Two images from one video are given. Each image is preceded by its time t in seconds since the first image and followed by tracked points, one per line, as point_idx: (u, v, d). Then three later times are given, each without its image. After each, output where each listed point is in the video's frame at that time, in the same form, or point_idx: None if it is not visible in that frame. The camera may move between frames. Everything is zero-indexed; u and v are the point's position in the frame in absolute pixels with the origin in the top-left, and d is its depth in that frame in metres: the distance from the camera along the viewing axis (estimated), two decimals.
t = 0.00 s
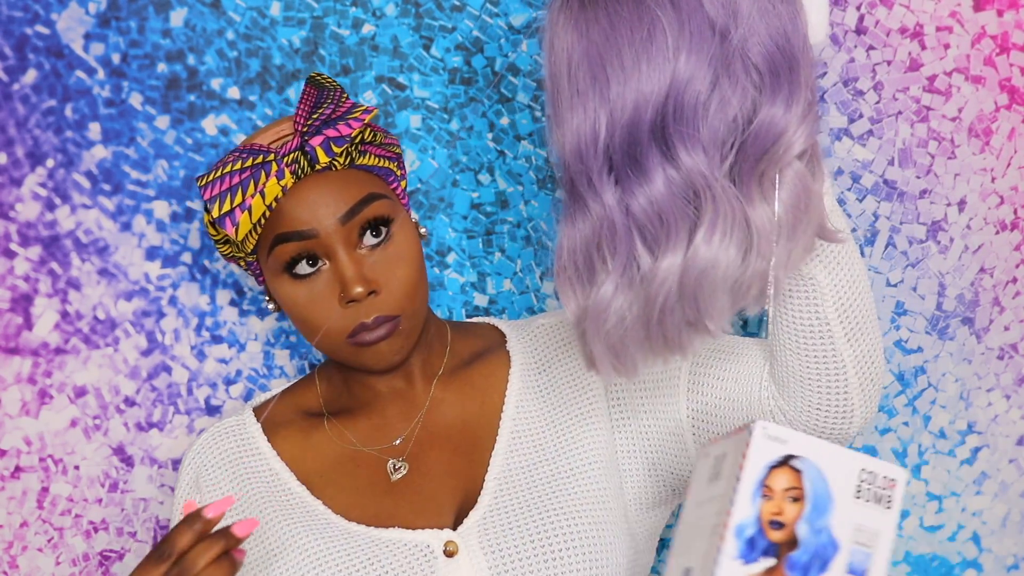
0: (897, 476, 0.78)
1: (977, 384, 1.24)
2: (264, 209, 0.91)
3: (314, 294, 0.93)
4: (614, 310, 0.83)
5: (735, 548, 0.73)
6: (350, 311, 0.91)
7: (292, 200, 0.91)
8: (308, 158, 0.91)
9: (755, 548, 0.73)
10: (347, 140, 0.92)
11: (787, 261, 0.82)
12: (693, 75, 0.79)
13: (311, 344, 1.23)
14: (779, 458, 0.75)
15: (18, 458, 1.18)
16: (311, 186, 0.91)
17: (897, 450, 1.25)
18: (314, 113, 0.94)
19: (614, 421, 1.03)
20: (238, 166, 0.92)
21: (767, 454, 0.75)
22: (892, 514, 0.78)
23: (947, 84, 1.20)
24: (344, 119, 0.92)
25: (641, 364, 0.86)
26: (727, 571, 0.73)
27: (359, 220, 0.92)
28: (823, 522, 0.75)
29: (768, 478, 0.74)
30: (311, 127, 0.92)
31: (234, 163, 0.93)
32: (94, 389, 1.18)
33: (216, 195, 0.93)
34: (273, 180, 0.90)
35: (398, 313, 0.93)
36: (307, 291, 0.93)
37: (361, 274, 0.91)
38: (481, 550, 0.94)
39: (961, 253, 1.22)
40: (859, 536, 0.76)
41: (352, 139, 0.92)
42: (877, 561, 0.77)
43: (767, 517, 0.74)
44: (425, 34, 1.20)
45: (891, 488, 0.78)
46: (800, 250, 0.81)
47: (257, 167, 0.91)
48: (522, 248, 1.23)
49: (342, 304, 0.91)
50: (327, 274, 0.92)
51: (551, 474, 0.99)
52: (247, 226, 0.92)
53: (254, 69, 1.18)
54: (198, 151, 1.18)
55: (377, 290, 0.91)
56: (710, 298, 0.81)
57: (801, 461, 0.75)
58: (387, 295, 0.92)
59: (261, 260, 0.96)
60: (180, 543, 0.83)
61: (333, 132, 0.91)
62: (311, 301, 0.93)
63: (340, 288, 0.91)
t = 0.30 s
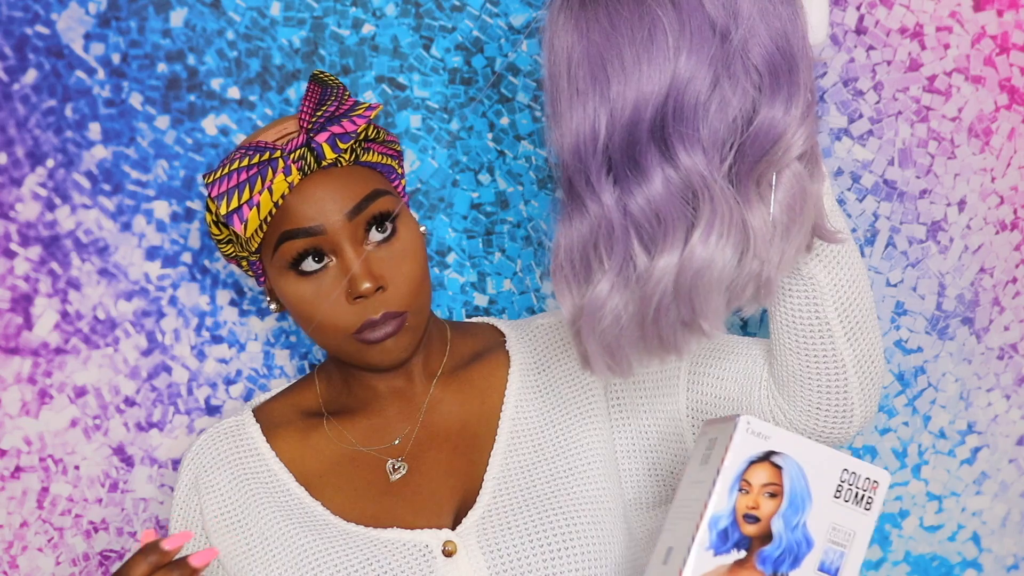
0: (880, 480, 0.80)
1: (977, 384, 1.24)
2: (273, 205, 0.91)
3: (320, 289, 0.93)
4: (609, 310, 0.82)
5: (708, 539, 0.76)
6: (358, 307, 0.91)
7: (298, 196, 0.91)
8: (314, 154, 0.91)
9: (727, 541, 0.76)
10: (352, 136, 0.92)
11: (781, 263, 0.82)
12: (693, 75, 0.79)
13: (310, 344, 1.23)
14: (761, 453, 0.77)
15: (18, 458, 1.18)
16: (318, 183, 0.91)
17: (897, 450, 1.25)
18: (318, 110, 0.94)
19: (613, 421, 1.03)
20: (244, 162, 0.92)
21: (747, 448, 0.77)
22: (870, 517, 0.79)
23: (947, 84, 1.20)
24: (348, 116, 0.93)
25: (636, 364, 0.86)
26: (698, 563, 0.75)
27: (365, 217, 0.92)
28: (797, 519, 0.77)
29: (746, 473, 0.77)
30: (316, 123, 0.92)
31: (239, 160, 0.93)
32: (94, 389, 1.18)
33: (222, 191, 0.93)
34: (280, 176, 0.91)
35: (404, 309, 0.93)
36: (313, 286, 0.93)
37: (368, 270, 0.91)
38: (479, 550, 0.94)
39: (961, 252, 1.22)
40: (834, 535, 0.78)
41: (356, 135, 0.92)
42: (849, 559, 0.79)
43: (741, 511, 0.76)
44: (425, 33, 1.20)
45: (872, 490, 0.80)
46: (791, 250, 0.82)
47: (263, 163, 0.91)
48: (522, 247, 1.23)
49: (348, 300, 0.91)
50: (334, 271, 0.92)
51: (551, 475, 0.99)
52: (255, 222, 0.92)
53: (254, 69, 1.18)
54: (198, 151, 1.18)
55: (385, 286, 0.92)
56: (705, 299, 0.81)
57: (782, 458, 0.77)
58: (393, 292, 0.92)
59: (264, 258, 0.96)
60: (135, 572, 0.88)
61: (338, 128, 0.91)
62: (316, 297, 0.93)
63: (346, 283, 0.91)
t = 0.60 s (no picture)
0: (923, 473, 0.84)
1: (977, 384, 1.24)
2: (261, 207, 0.92)
3: (304, 294, 0.93)
4: (606, 309, 0.83)
5: (761, 553, 0.81)
6: (335, 318, 0.92)
7: (290, 199, 0.91)
8: (309, 160, 0.91)
9: (783, 552, 0.81)
10: (351, 146, 0.91)
11: (798, 264, 0.84)
12: (700, 76, 0.80)
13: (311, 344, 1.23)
14: (803, 460, 0.82)
15: (18, 458, 1.18)
16: (310, 188, 0.91)
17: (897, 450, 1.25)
18: (325, 115, 0.94)
19: (614, 422, 1.04)
20: (237, 161, 0.93)
21: (790, 459, 0.82)
22: (922, 511, 0.84)
23: (947, 84, 1.20)
24: (353, 125, 0.92)
25: (633, 364, 0.86)
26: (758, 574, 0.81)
27: (356, 227, 0.92)
28: (848, 523, 0.82)
29: (792, 482, 0.82)
30: (317, 132, 0.92)
31: (235, 156, 0.94)
32: (94, 389, 1.18)
33: (212, 186, 0.94)
34: (271, 178, 0.91)
35: (383, 325, 0.93)
36: (296, 290, 0.94)
37: (348, 283, 0.91)
38: (479, 550, 0.94)
39: (961, 252, 1.22)
40: (888, 534, 0.83)
41: (356, 146, 0.91)
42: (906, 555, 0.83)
43: (793, 520, 0.81)
44: (425, 34, 1.20)
45: (918, 485, 0.84)
46: (807, 252, 0.84)
47: (256, 164, 0.92)
48: (522, 248, 1.23)
49: (326, 308, 0.92)
50: (317, 279, 0.93)
51: (551, 475, 0.99)
52: (238, 221, 0.93)
53: (254, 69, 1.18)
54: (198, 151, 1.18)
55: (363, 300, 0.92)
56: (705, 301, 0.81)
57: (824, 464, 0.82)
58: (374, 306, 0.92)
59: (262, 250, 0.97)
60: None
61: (338, 138, 0.91)
62: (299, 300, 0.94)
63: (326, 294, 0.92)
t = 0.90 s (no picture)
0: (944, 473, 0.82)
1: (977, 384, 1.24)
2: (269, 207, 0.92)
3: (307, 294, 0.94)
4: (617, 311, 0.83)
5: (795, 557, 0.77)
6: (336, 320, 0.92)
7: (298, 201, 0.92)
8: (319, 164, 0.91)
9: (814, 556, 0.77)
10: (363, 152, 0.91)
11: (810, 266, 0.84)
12: (708, 79, 0.82)
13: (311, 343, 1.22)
14: (828, 462, 0.78)
15: (18, 458, 1.18)
16: (319, 191, 0.92)
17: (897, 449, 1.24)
18: (337, 119, 0.94)
19: (618, 424, 1.04)
20: (247, 161, 0.93)
21: (815, 461, 0.78)
22: (946, 510, 0.82)
23: (947, 84, 1.21)
24: (365, 130, 0.92)
25: (643, 366, 0.85)
26: None
27: (364, 232, 0.92)
28: (876, 524, 0.79)
29: (818, 484, 0.78)
30: (329, 135, 0.92)
31: (245, 156, 0.94)
32: (94, 389, 1.18)
33: (221, 185, 0.94)
34: (280, 180, 0.91)
35: (383, 331, 0.93)
36: (300, 290, 0.94)
37: (352, 288, 0.91)
38: (481, 550, 0.94)
39: (961, 253, 1.22)
40: (916, 534, 0.80)
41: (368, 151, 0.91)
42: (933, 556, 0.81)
43: (822, 523, 0.78)
44: (425, 33, 1.20)
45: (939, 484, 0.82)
46: (819, 254, 0.84)
47: (266, 165, 0.92)
48: (522, 248, 1.22)
49: (329, 311, 0.92)
50: (321, 281, 0.93)
51: (555, 475, 0.99)
52: (246, 220, 0.94)
53: (254, 69, 1.18)
54: (198, 151, 1.18)
55: (366, 305, 0.92)
56: (714, 303, 0.81)
57: (849, 466, 0.79)
58: (377, 311, 0.92)
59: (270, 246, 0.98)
60: None
61: (349, 143, 0.91)
62: (303, 299, 0.94)
63: (330, 297, 0.92)
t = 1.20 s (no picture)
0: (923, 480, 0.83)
1: (977, 384, 1.24)
2: (274, 202, 0.93)
3: (308, 291, 0.94)
4: (633, 315, 0.83)
5: (772, 556, 0.78)
6: (333, 319, 0.92)
7: (303, 197, 0.92)
8: (325, 163, 0.92)
9: (790, 556, 0.79)
10: (370, 154, 0.91)
11: (812, 270, 0.85)
12: (717, 82, 0.82)
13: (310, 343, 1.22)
14: (810, 464, 0.79)
15: (18, 458, 1.18)
16: (325, 190, 0.92)
17: (898, 450, 1.24)
18: (348, 119, 0.94)
19: (621, 425, 1.04)
20: (253, 155, 0.94)
21: (797, 462, 0.79)
22: (918, 517, 0.82)
23: (947, 84, 1.21)
24: (375, 132, 0.92)
25: (661, 369, 0.85)
26: None
27: (367, 233, 0.92)
28: (853, 527, 0.79)
29: (799, 485, 0.79)
30: (338, 135, 0.92)
31: (252, 150, 0.94)
32: (94, 389, 1.18)
33: (226, 176, 0.95)
34: (285, 177, 0.91)
35: (381, 333, 0.93)
36: (301, 286, 0.94)
37: (350, 289, 0.91)
38: (483, 550, 0.94)
39: (961, 252, 1.22)
40: (890, 539, 0.81)
41: (375, 153, 0.92)
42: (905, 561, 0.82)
43: (800, 524, 0.79)
44: (425, 33, 1.20)
45: (915, 490, 0.83)
46: (822, 256, 0.85)
47: (272, 161, 0.93)
48: (522, 248, 1.22)
49: (326, 309, 0.92)
50: (321, 279, 0.93)
51: (558, 476, 0.99)
52: (249, 214, 0.94)
53: (254, 69, 1.18)
54: (198, 151, 1.18)
55: (365, 307, 0.92)
56: (731, 305, 0.81)
57: (830, 468, 0.79)
58: (374, 314, 0.92)
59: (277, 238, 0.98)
60: None
61: (357, 145, 0.91)
62: (303, 296, 0.94)
63: (328, 296, 0.92)
